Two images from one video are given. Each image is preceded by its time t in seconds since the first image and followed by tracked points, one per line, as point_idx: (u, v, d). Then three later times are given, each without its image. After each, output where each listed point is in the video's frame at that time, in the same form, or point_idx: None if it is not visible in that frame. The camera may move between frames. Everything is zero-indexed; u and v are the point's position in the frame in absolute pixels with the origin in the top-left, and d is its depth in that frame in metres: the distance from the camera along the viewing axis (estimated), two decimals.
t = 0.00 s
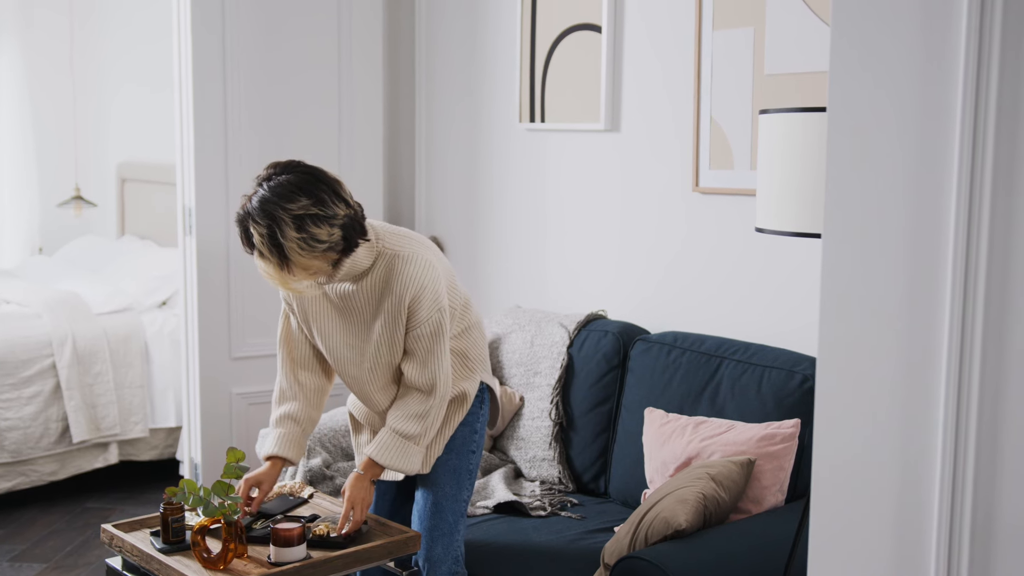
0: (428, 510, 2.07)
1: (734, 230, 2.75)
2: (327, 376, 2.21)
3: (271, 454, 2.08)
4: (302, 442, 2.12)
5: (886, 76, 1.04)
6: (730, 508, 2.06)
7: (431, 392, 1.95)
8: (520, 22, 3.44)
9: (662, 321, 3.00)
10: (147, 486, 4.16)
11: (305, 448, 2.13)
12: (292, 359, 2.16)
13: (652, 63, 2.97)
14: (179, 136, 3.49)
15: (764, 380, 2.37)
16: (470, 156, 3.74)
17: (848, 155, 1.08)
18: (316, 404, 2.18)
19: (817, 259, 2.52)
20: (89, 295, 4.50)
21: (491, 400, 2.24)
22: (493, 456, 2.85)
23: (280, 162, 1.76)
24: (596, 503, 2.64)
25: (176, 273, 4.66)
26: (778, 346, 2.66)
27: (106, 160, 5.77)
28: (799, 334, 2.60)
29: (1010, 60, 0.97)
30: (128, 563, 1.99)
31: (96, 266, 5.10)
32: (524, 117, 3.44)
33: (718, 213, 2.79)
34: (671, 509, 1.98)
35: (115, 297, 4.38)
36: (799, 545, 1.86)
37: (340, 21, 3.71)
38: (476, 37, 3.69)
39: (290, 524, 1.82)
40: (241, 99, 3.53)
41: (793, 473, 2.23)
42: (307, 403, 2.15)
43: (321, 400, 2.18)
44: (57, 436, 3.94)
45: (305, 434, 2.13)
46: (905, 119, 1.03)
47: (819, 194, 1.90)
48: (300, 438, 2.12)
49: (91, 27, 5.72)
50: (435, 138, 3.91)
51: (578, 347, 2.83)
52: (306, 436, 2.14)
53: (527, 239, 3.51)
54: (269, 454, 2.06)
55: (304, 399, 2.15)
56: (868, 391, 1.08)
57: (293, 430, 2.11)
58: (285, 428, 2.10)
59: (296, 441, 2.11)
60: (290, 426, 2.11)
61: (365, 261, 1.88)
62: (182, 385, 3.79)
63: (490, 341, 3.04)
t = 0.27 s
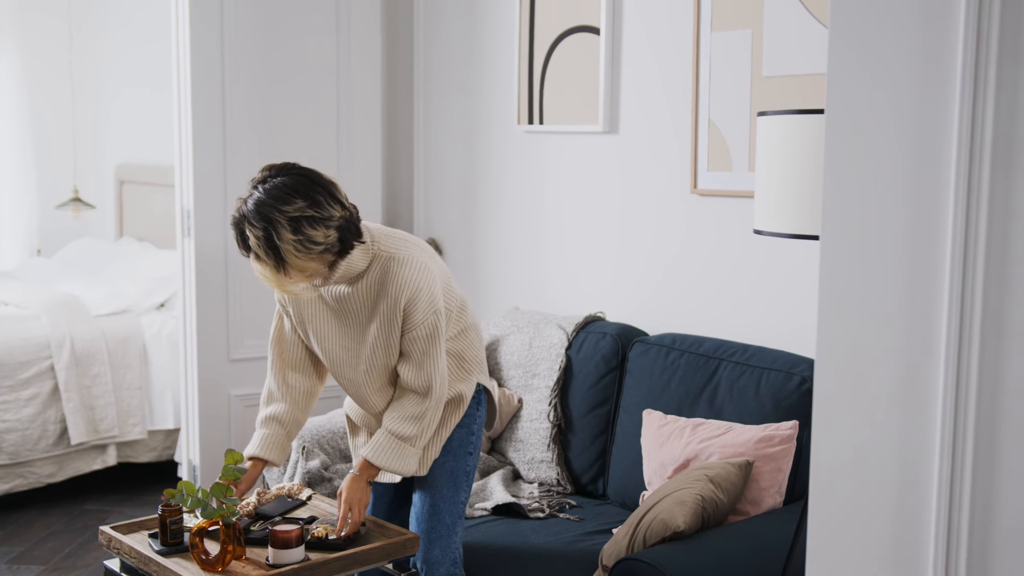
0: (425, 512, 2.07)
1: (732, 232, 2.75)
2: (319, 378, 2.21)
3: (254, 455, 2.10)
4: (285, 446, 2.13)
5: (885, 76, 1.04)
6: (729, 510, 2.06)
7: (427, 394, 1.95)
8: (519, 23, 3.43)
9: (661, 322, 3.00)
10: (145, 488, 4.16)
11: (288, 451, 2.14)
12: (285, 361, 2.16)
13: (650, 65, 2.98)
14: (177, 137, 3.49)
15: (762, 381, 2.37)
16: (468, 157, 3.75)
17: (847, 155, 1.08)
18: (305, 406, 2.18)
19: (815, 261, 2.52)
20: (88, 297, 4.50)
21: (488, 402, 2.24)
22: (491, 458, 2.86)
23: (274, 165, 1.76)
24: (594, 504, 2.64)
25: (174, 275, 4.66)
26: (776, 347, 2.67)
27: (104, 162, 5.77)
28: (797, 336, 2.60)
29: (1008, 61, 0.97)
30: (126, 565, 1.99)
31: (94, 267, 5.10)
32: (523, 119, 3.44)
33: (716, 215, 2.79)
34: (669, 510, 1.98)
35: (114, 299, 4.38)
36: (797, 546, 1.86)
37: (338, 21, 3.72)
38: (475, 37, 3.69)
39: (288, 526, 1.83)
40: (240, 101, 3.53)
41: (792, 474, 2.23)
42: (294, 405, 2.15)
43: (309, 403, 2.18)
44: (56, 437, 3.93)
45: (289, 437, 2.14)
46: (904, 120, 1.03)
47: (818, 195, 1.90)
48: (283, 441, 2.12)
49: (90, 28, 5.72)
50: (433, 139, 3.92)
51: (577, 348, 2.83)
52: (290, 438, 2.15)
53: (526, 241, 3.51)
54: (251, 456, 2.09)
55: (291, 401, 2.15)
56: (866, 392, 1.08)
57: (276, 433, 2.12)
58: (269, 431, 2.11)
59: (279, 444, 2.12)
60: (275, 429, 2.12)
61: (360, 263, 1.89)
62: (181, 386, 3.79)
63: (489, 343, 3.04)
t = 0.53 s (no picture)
0: (422, 514, 2.08)
1: (730, 233, 2.75)
2: (311, 380, 2.21)
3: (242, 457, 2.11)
4: (273, 448, 2.13)
5: (884, 78, 1.04)
6: (726, 512, 2.07)
7: (423, 396, 1.95)
8: (516, 24, 3.44)
9: (659, 324, 3.00)
10: (143, 490, 4.15)
11: (278, 453, 2.15)
12: (279, 364, 2.16)
13: (647, 67, 2.98)
14: (175, 139, 3.49)
15: (760, 383, 2.37)
16: (466, 159, 3.75)
17: (845, 157, 1.08)
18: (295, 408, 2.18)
19: (813, 263, 2.52)
20: (85, 299, 4.50)
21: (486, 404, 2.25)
22: (489, 460, 2.86)
23: (268, 168, 1.77)
24: (592, 506, 2.64)
25: (172, 277, 4.66)
26: (774, 349, 2.67)
27: (103, 165, 5.79)
28: (795, 338, 2.61)
29: (1005, 63, 0.97)
30: (124, 567, 1.99)
31: (92, 270, 5.09)
32: (521, 121, 3.45)
33: (714, 216, 2.80)
34: (667, 512, 1.98)
35: (112, 301, 4.38)
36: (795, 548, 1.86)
37: (336, 22, 3.72)
38: (472, 38, 3.69)
39: (286, 529, 1.83)
40: (238, 103, 3.53)
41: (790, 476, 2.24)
42: (284, 408, 2.15)
43: (299, 405, 2.17)
44: (53, 440, 3.93)
45: (278, 439, 2.15)
46: (903, 121, 1.04)
47: (815, 198, 1.90)
48: (271, 444, 2.13)
49: (88, 31, 5.72)
50: (431, 141, 3.92)
51: (575, 350, 2.83)
52: (279, 441, 2.15)
53: (524, 243, 3.51)
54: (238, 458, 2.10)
55: (281, 403, 2.15)
56: (865, 394, 1.09)
57: (264, 435, 2.12)
58: (257, 433, 2.12)
59: (267, 447, 2.12)
60: (263, 431, 2.12)
61: (355, 266, 1.89)
62: (179, 388, 3.79)
63: (486, 345, 3.04)
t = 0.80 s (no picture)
0: (422, 515, 2.08)
1: (729, 233, 2.75)
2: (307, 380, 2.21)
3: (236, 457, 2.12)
4: (266, 449, 2.14)
5: (883, 77, 1.05)
6: (726, 511, 2.07)
7: (419, 396, 1.95)
8: (516, 25, 3.44)
9: (659, 324, 3.01)
10: (143, 491, 4.15)
11: (272, 453, 2.15)
12: (276, 364, 2.16)
13: (647, 67, 2.98)
14: (175, 140, 3.49)
15: (759, 384, 2.37)
16: (465, 159, 3.75)
17: (844, 157, 1.08)
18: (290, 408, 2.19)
19: (812, 263, 2.52)
20: (85, 300, 4.49)
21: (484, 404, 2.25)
22: (489, 460, 2.86)
23: (263, 170, 1.77)
24: (592, 506, 2.64)
25: (172, 278, 4.66)
26: (773, 349, 2.67)
27: (103, 166, 5.80)
28: (794, 338, 2.61)
29: (1002, 62, 0.97)
30: (124, 567, 1.99)
31: (92, 271, 5.09)
32: (520, 122, 3.45)
33: (713, 216, 2.80)
34: (666, 512, 1.98)
35: (111, 302, 4.37)
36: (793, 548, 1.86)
37: (335, 23, 3.72)
38: (471, 39, 3.70)
39: (286, 529, 1.83)
40: (238, 103, 3.53)
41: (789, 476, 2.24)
42: (278, 408, 2.15)
43: (293, 406, 2.17)
44: (53, 440, 3.93)
45: (271, 439, 2.15)
46: (902, 120, 1.04)
47: (813, 198, 1.91)
48: (264, 445, 2.13)
49: (87, 32, 5.73)
50: (430, 142, 3.92)
51: (574, 350, 2.83)
52: (274, 441, 2.16)
53: (523, 243, 3.52)
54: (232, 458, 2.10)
55: (275, 404, 2.15)
56: (863, 393, 1.09)
57: (257, 436, 2.13)
58: (251, 433, 2.12)
59: (260, 448, 2.13)
60: (257, 432, 2.13)
61: (350, 266, 1.89)
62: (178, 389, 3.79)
63: (486, 345, 3.04)
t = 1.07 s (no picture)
0: (421, 516, 2.08)
1: (729, 234, 2.75)
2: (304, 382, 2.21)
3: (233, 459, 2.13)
4: (264, 450, 2.14)
5: (882, 77, 1.05)
6: (725, 512, 2.07)
7: (418, 396, 1.95)
8: (515, 25, 3.44)
9: (658, 325, 3.01)
10: (143, 492, 4.15)
11: (269, 453, 2.16)
12: (274, 365, 2.16)
13: (646, 67, 2.98)
14: (174, 140, 3.50)
15: (759, 384, 2.37)
16: (464, 160, 3.75)
17: (843, 157, 1.08)
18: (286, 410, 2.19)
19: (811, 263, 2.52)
20: (85, 302, 4.50)
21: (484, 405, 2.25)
22: (488, 461, 2.86)
23: (258, 171, 1.77)
24: (592, 507, 2.64)
25: (171, 279, 4.66)
26: (773, 350, 2.67)
27: (102, 167, 5.80)
28: (794, 338, 2.61)
29: (1001, 61, 0.98)
30: (123, 568, 1.99)
31: (92, 272, 5.09)
32: (519, 122, 3.45)
33: (712, 217, 2.80)
34: (666, 513, 1.98)
35: (111, 303, 4.37)
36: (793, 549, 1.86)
37: (335, 24, 3.72)
38: (471, 40, 3.70)
39: (285, 530, 1.83)
40: (237, 104, 3.53)
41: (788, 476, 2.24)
42: (274, 410, 2.16)
43: (290, 407, 2.18)
44: (53, 442, 3.93)
45: (269, 440, 2.16)
46: (901, 120, 1.04)
47: (812, 199, 1.91)
48: (261, 446, 2.14)
49: (87, 34, 5.73)
50: (430, 142, 3.92)
51: (574, 351, 2.83)
52: (271, 443, 2.16)
53: (522, 244, 3.52)
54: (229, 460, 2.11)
55: (271, 405, 2.16)
56: (863, 393, 1.09)
57: (254, 437, 2.14)
58: (248, 435, 2.13)
59: (257, 449, 2.13)
60: (253, 434, 2.14)
61: (347, 267, 1.89)
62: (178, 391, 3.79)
63: (485, 346, 3.04)
